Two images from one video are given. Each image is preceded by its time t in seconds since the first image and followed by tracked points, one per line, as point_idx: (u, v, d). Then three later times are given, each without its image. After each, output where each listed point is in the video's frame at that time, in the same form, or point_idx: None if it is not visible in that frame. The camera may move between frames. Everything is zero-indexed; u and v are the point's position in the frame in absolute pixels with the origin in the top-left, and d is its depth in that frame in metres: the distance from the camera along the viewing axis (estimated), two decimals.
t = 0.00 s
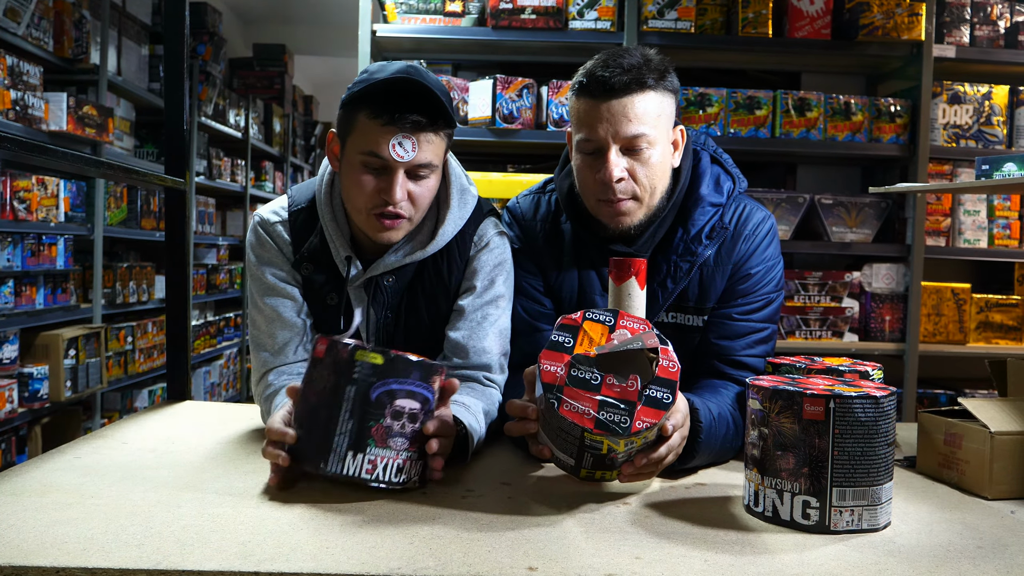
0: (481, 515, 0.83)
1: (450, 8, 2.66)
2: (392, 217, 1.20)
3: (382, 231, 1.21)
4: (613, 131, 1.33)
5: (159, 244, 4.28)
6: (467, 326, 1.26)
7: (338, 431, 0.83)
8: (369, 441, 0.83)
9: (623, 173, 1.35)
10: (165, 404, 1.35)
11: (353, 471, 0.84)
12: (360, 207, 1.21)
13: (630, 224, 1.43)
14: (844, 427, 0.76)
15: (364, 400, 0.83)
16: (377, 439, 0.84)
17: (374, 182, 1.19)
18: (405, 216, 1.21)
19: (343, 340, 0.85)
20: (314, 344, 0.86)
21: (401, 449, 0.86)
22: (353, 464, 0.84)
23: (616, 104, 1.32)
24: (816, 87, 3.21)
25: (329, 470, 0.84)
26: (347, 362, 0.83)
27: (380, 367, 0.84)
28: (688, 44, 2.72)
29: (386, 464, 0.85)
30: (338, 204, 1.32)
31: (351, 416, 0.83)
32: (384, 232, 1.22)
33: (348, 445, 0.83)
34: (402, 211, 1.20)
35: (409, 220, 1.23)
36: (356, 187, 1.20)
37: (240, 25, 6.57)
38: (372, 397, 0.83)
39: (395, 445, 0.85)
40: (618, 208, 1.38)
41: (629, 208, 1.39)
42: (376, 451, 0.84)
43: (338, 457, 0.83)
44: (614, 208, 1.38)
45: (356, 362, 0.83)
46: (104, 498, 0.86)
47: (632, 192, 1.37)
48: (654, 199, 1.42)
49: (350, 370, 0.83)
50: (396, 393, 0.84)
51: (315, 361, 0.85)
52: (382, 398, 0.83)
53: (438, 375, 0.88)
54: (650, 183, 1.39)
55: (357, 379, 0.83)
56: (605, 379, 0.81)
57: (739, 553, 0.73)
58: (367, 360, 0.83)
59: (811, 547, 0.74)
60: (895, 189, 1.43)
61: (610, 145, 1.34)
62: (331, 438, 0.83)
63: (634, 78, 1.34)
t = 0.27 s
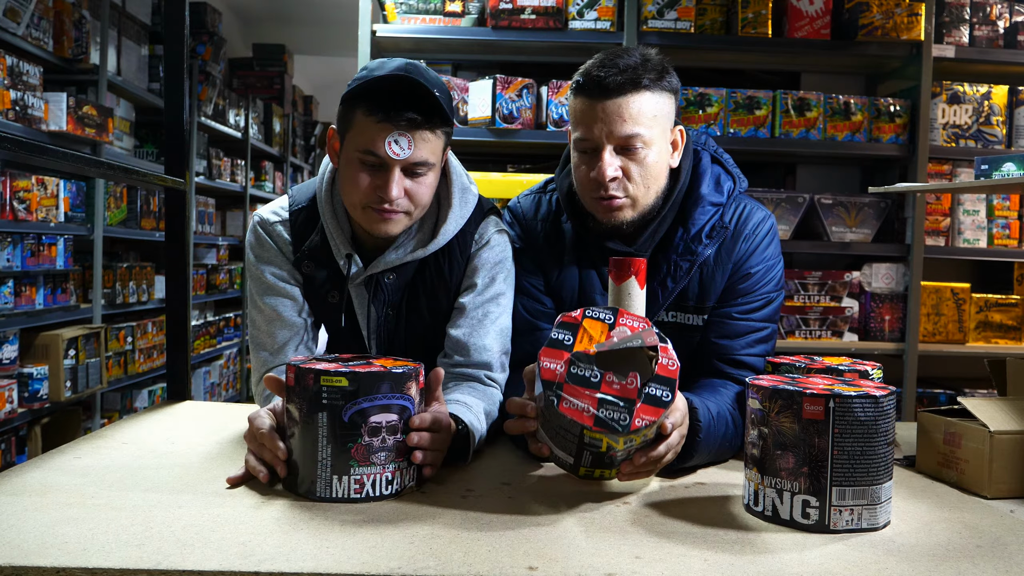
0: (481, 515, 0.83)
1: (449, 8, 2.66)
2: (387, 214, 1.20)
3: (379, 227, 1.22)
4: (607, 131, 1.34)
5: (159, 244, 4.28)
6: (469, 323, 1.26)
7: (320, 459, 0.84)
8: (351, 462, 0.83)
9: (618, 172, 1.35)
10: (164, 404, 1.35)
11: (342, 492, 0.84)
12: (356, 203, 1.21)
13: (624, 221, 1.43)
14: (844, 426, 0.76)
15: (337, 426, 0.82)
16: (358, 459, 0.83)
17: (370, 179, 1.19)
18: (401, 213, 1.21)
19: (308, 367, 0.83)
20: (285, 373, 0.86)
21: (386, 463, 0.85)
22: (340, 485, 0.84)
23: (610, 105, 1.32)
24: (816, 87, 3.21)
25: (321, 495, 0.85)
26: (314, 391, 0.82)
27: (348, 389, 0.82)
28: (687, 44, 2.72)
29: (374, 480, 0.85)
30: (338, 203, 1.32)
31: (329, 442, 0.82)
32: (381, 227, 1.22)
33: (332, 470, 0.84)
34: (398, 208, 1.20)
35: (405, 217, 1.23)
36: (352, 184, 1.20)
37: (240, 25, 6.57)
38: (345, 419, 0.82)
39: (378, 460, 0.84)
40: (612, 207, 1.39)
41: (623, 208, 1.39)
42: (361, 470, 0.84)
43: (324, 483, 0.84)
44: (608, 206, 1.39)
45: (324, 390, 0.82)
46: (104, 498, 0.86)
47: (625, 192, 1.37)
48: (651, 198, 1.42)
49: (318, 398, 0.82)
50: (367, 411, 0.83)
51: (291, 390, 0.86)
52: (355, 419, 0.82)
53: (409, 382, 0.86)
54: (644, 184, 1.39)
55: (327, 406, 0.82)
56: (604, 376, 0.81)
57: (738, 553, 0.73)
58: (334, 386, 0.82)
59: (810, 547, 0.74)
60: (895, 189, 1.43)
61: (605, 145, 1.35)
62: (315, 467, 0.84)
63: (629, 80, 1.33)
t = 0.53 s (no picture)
0: (482, 514, 0.83)
1: (449, 8, 2.66)
2: (381, 207, 1.20)
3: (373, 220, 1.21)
4: (617, 117, 1.34)
5: (159, 245, 4.27)
6: (468, 322, 1.26)
7: (320, 459, 0.84)
8: (350, 462, 0.83)
9: (628, 158, 1.35)
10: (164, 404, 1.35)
11: (342, 493, 0.84)
12: (350, 196, 1.21)
13: (633, 211, 1.42)
14: (844, 426, 0.76)
15: (337, 426, 0.82)
16: (358, 459, 0.83)
17: (363, 172, 1.19)
18: (395, 205, 1.21)
19: (308, 368, 0.83)
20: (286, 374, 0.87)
21: (387, 462, 0.85)
22: (340, 485, 0.84)
23: (620, 90, 1.33)
24: (815, 87, 3.21)
25: (321, 495, 0.85)
26: (314, 391, 0.82)
27: (348, 389, 0.82)
28: (687, 44, 2.72)
29: (373, 480, 0.85)
30: (332, 198, 1.32)
31: (329, 442, 0.82)
32: (376, 220, 1.22)
33: (332, 470, 0.84)
34: (392, 201, 1.20)
35: (400, 209, 1.23)
36: (346, 177, 1.20)
37: (239, 26, 6.57)
38: (344, 420, 0.82)
39: (379, 460, 0.84)
40: (620, 195, 1.38)
41: (634, 194, 1.38)
42: (360, 470, 0.84)
43: (324, 483, 0.84)
44: (616, 195, 1.38)
45: (323, 390, 0.82)
46: (104, 498, 0.86)
47: (637, 177, 1.37)
48: (656, 191, 1.42)
49: (318, 399, 0.82)
50: (367, 411, 0.82)
51: (291, 391, 0.86)
52: (355, 419, 0.82)
53: (409, 382, 0.85)
54: (653, 171, 1.39)
55: (327, 406, 0.82)
56: (607, 380, 0.81)
57: (739, 552, 0.73)
58: (333, 386, 0.82)
59: (811, 546, 0.74)
60: (895, 188, 1.43)
61: (615, 132, 1.35)
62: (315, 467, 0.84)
63: (636, 67, 1.35)
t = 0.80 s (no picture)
0: (482, 514, 0.83)
1: (449, 8, 2.66)
2: (373, 198, 1.20)
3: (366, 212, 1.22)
4: (607, 123, 1.34)
5: (159, 245, 4.28)
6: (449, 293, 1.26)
7: (319, 458, 0.84)
8: (350, 462, 0.83)
9: (618, 164, 1.36)
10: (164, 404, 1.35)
11: (342, 492, 0.84)
12: (342, 188, 1.21)
13: (626, 216, 1.43)
14: (844, 426, 0.76)
15: (336, 426, 0.82)
16: (358, 458, 0.83)
17: (354, 164, 1.19)
18: (386, 197, 1.21)
19: (307, 368, 0.83)
20: (285, 374, 0.86)
21: (387, 462, 0.85)
22: (339, 485, 0.84)
23: (610, 97, 1.33)
24: (816, 87, 3.21)
25: (321, 495, 0.85)
26: (314, 391, 0.82)
27: (348, 389, 0.82)
28: (687, 44, 2.72)
29: (373, 480, 0.85)
30: (324, 192, 1.32)
31: (328, 442, 0.82)
32: (369, 212, 1.22)
33: (331, 470, 0.84)
34: (384, 192, 1.20)
35: (391, 201, 1.23)
36: (337, 169, 1.20)
37: (239, 26, 6.56)
38: (344, 419, 0.82)
39: (378, 460, 0.84)
40: (612, 200, 1.39)
41: (625, 200, 1.39)
42: (360, 470, 0.84)
43: (324, 483, 0.84)
44: (608, 199, 1.39)
45: (323, 390, 0.82)
46: (103, 498, 0.86)
47: (628, 182, 1.38)
48: (651, 191, 1.43)
49: (318, 399, 0.82)
50: (367, 411, 0.82)
51: (290, 390, 0.86)
52: (354, 419, 0.82)
53: (409, 382, 0.85)
54: (645, 174, 1.39)
55: (327, 406, 0.82)
56: (609, 377, 0.81)
57: (739, 552, 0.73)
58: (333, 386, 0.82)
59: (810, 546, 0.74)
60: (895, 188, 1.43)
61: (605, 137, 1.35)
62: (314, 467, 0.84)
63: (627, 72, 1.34)
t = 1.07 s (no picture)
0: (482, 514, 0.83)
1: (448, 8, 2.66)
2: (365, 198, 1.21)
3: (358, 212, 1.23)
4: (608, 127, 1.33)
5: (158, 245, 4.27)
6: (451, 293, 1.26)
7: (319, 458, 0.84)
8: (349, 462, 0.83)
9: (619, 168, 1.36)
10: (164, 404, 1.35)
11: (341, 492, 0.84)
12: (335, 188, 1.22)
13: (627, 222, 1.43)
14: (843, 426, 0.76)
15: (336, 426, 0.82)
16: (357, 458, 0.83)
17: (345, 164, 1.20)
18: (378, 196, 1.22)
19: (306, 367, 0.83)
20: (285, 373, 0.86)
21: (386, 462, 0.85)
22: (338, 485, 0.84)
23: (611, 101, 1.32)
24: (815, 87, 3.21)
25: (320, 495, 0.85)
26: (313, 390, 0.82)
27: (347, 388, 0.82)
28: (687, 44, 2.72)
29: (372, 479, 0.85)
30: (317, 191, 1.32)
31: (327, 442, 0.83)
32: (361, 212, 1.23)
33: (331, 470, 0.84)
34: (375, 192, 1.21)
35: (384, 200, 1.23)
36: (328, 170, 1.21)
37: (238, 26, 6.56)
38: (343, 420, 0.82)
39: (377, 460, 0.84)
40: (613, 204, 1.39)
41: (625, 204, 1.40)
42: (359, 470, 0.84)
43: (323, 483, 0.84)
44: (609, 204, 1.39)
45: (322, 389, 0.82)
46: (102, 498, 0.86)
47: (628, 186, 1.38)
48: (651, 194, 1.43)
49: (317, 399, 0.82)
50: (366, 411, 0.82)
51: (289, 390, 0.86)
52: (354, 419, 0.82)
53: (408, 382, 0.85)
54: (645, 179, 1.40)
55: (326, 406, 0.82)
56: (603, 324, 0.85)
57: (738, 552, 0.73)
58: (332, 386, 0.82)
59: (810, 546, 0.74)
60: (895, 188, 1.43)
61: (605, 142, 1.35)
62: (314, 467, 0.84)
63: (629, 76, 1.33)
